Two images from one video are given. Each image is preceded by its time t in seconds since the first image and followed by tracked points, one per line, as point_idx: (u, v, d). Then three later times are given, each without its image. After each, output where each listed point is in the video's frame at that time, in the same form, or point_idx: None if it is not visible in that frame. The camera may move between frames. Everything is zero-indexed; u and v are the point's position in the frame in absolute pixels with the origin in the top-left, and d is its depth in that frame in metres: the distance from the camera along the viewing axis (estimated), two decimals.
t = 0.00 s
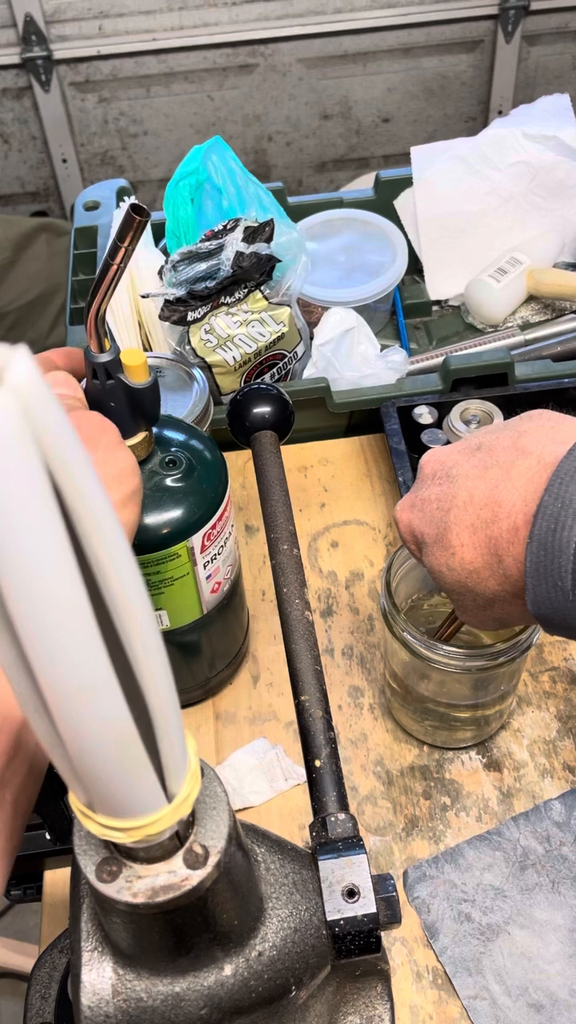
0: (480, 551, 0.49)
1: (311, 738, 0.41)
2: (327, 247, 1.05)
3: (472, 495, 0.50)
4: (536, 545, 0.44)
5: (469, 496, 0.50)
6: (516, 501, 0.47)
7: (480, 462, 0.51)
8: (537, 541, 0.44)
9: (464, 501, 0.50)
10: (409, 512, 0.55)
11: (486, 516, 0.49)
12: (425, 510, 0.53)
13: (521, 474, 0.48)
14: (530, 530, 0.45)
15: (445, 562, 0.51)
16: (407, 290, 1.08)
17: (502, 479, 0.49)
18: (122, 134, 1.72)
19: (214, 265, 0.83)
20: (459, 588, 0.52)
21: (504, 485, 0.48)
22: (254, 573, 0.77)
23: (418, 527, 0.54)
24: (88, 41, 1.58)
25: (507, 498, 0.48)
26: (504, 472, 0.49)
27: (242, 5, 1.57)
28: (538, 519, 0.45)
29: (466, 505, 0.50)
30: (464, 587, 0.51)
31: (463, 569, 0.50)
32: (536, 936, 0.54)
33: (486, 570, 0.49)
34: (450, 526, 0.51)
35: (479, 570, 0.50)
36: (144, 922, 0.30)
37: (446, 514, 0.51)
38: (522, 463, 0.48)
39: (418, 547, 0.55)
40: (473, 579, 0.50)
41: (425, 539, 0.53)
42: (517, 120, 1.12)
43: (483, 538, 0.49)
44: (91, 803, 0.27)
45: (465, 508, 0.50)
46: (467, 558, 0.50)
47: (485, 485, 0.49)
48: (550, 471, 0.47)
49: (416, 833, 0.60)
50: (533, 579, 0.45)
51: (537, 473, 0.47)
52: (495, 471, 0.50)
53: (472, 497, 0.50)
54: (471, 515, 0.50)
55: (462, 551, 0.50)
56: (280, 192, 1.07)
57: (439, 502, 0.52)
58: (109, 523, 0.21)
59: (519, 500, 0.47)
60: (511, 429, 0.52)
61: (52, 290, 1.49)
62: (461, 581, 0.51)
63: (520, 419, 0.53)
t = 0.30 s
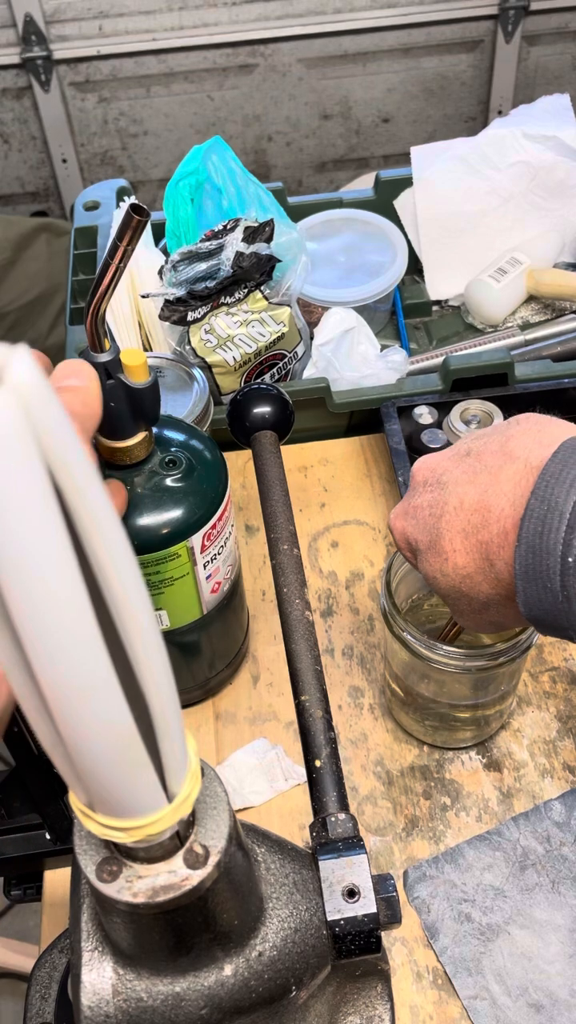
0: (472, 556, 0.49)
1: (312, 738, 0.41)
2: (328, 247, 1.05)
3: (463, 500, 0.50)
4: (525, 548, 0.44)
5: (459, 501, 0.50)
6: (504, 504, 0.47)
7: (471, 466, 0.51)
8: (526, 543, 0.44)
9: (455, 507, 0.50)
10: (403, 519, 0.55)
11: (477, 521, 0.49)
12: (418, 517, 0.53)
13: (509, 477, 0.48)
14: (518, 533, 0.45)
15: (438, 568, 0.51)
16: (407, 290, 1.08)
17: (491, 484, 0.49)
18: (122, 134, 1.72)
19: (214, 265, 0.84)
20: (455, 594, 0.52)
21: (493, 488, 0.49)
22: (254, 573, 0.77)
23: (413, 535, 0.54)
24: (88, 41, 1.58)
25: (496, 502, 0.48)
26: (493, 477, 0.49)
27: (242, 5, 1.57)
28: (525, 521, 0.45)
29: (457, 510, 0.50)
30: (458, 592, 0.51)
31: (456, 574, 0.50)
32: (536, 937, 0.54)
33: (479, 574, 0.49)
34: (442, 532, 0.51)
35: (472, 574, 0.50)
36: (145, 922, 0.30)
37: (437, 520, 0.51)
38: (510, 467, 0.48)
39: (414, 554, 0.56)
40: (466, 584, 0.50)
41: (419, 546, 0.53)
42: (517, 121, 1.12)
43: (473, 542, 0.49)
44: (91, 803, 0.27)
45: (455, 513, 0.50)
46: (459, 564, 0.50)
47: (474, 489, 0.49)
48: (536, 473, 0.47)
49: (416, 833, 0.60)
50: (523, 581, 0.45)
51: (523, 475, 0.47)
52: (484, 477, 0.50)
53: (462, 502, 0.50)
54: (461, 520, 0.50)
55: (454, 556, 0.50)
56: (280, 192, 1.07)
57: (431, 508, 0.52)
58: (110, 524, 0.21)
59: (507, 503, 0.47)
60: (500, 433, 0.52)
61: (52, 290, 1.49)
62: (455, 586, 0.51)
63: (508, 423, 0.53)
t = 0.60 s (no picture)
0: (470, 555, 0.49)
1: (311, 738, 0.41)
2: (328, 248, 1.05)
3: (462, 500, 0.50)
4: (523, 545, 0.44)
5: (458, 501, 0.50)
6: (503, 502, 0.47)
7: (470, 466, 0.51)
8: (524, 539, 0.44)
9: (454, 507, 0.50)
10: (403, 519, 0.55)
11: (476, 519, 0.49)
12: (418, 516, 0.53)
13: (508, 475, 0.48)
14: (517, 530, 0.45)
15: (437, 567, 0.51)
16: (407, 290, 1.08)
17: (490, 483, 0.49)
18: (122, 134, 1.72)
19: (214, 265, 0.83)
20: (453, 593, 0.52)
21: (492, 487, 0.48)
22: (254, 573, 0.77)
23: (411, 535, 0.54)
24: (88, 42, 1.58)
25: (495, 501, 0.48)
26: (492, 476, 0.49)
27: (242, 5, 1.57)
28: (523, 518, 0.45)
29: (456, 509, 0.50)
30: (456, 591, 0.51)
31: (455, 573, 0.50)
32: (536, 937, 0.54)
33: (478, 572, 0.49)
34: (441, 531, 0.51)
35: (471, 573, 0.50)
36: (144, 923, 0.30)
37: (436, 521, 0.51)
38: (508, 466, 0.48)
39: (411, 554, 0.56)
40: (465, 583, 0.50)
41: (418, 546, 0.53)
42: (516, 122, 1.12)
43: (473, 541, 0.49)
44: (91, 803, 0.27)
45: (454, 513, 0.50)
46: (458, 563, 0.50)
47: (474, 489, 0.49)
48: (535, 471, 0.47)
49: (416, 834, 0.60)
50: (522, 577, 0.45)
51: (521, 474, 0.47)
52: (483, 476, 0.50)
53: (461, 501, 0.50)
54: (460, 519, 0.50)
55: (453, 556, 0.50)
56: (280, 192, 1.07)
57: (430, 508, 0.52)
58: (110, 525, 0.21)
59: (506, 501, 0.47)
60: (499, 432, 0.52)
61: (52, 290, 1.49)
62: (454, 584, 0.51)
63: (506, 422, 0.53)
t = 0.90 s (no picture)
0: (486, 535, 0.49)
1: (311, 738, 0.41)
2: (327, 248, 1.05)
3: (478, 481, 0.50)
4: (545, 525, 0.45)
5: (476, 481, 0.50)
6: (522, 484, 0.47)
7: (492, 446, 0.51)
8: (546, 520, 0.45)
9: (471, 486, 0.50)
10: (416, 498, 0.55)
11: (494, 500, 0.49)
12: (432, 495, 0.53)
13: (529, 458, 0.48)
14: (538, 511, 0.45)
15: (450, 545, 0.51)
16: (407, 290, 1.08)
17: (510, 464, 0.49)
18: (122, 134, 1.72)
19: (214, 266, 0.84)
20: (464, 572, 0.51)
21: (511, 469, 0.48)
22: (254, 573, 0.77)
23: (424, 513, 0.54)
24: (88, 42, 1.58)
25: (513, 483, 0.48)
26: (512, 458, 0.49)
27: (242, 5, 1.57)
28: (546, 499, 0.45)
29: (472, 489, 0.50)
30: (468, 571, 0.51)
31: (468, 553, 0.50)
32: (536, 936, 0.54)
33: (492, 553, 0.49)
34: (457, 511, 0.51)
35: (483, 553, 0.50)
36: (144, 923, 0.30)
37: (452, 500, 0.51)
38: (530, 449, 0.48)
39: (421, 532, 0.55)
40: (478, 564, 0.50)
41: (431, 524, 0.53)
42: (516, 122, 1.12)
43: (489, 521, 0.49)
44: (90, 804, 0.27)
45: (471, 493, 0.50)
46: (472, 542, 0.50)
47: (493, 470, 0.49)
48: (557, 455, 0.47)
49: (416, 834, 0.60)
50: (540, 559, 0.45)
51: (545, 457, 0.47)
52: (503, 457, 0.50)
53: (479, 481, 0.50)
54: (476, 499, 0.50)
55: (467, 535, 0.50)
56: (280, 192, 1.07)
57: (447, 486, 0.52)
58: (110, 525, 0.21)
59: (525, 484, 0.47)
60: (520, 417, 0.52)
61: (52, 290, 1.49)
62: (466, 565, 0.51)
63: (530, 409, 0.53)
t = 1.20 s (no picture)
0: None
1: (312, 738, 0.41)
2: (327, 248, 1.05)
3: None
4: None
5: None
6: None
7: None
8: None
9: None
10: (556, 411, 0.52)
11: None
12: None
13: None
14: None
15: None
16: (407, 290, 1.08)
17: None
18: (122, 134, 1.72)
19: (214, 265, 0.84)
20: None
21: None
22: (254, 573, 0.77)
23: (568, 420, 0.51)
24: (88, 42, 1.58)
25: None
26: None
27: (242, 5, 1.57)
28: None
29: None
30: None
31: None
32: (536, 936, 0.54)
33: None
34: None
35: None
36: (145, 923, 0.30)
37: None
38: None
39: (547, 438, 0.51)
40: None
41: None
42: (516, 122, 1.12)
43: None
44: (91, 803, 0.27)
45: None
46: None
47: None
48: None
49: (416, 834, 0.60)
50: None
51: None
52: None
53: None
54: None
55: None
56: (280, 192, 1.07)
57: None
58: (110, 524, 0.20)
59: None
60: None
61: (52, 290, 1.49)
62: None
63: None
